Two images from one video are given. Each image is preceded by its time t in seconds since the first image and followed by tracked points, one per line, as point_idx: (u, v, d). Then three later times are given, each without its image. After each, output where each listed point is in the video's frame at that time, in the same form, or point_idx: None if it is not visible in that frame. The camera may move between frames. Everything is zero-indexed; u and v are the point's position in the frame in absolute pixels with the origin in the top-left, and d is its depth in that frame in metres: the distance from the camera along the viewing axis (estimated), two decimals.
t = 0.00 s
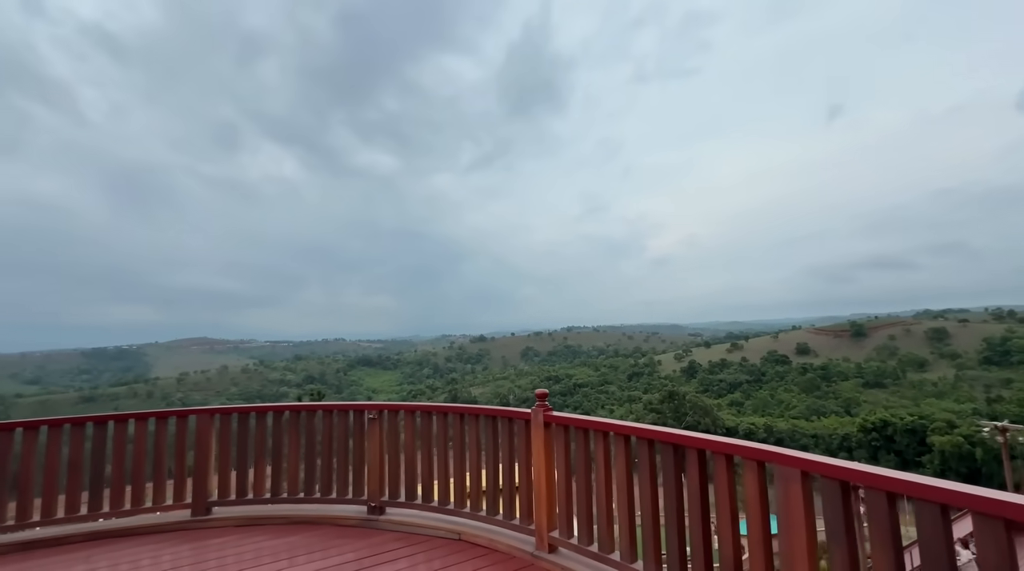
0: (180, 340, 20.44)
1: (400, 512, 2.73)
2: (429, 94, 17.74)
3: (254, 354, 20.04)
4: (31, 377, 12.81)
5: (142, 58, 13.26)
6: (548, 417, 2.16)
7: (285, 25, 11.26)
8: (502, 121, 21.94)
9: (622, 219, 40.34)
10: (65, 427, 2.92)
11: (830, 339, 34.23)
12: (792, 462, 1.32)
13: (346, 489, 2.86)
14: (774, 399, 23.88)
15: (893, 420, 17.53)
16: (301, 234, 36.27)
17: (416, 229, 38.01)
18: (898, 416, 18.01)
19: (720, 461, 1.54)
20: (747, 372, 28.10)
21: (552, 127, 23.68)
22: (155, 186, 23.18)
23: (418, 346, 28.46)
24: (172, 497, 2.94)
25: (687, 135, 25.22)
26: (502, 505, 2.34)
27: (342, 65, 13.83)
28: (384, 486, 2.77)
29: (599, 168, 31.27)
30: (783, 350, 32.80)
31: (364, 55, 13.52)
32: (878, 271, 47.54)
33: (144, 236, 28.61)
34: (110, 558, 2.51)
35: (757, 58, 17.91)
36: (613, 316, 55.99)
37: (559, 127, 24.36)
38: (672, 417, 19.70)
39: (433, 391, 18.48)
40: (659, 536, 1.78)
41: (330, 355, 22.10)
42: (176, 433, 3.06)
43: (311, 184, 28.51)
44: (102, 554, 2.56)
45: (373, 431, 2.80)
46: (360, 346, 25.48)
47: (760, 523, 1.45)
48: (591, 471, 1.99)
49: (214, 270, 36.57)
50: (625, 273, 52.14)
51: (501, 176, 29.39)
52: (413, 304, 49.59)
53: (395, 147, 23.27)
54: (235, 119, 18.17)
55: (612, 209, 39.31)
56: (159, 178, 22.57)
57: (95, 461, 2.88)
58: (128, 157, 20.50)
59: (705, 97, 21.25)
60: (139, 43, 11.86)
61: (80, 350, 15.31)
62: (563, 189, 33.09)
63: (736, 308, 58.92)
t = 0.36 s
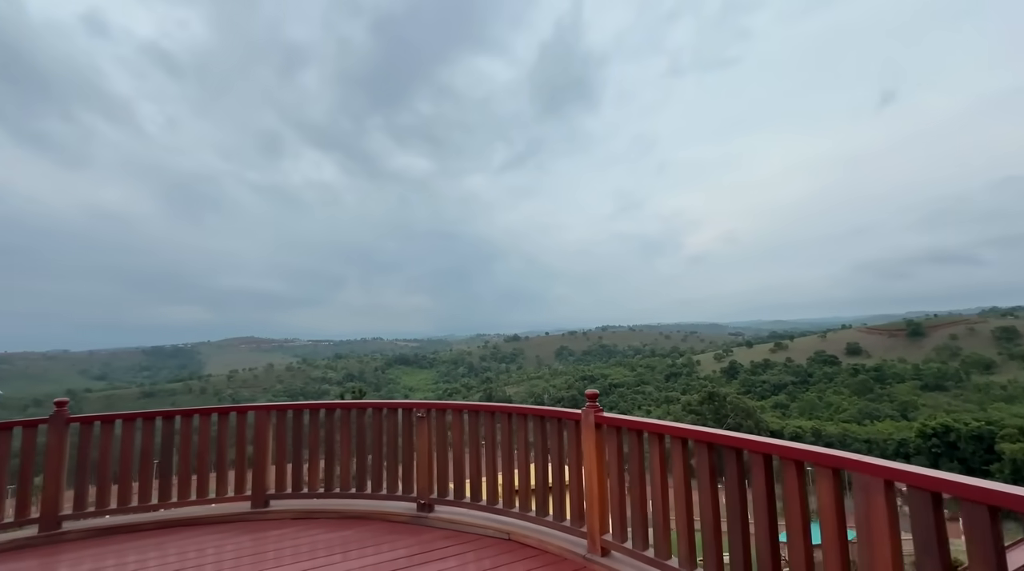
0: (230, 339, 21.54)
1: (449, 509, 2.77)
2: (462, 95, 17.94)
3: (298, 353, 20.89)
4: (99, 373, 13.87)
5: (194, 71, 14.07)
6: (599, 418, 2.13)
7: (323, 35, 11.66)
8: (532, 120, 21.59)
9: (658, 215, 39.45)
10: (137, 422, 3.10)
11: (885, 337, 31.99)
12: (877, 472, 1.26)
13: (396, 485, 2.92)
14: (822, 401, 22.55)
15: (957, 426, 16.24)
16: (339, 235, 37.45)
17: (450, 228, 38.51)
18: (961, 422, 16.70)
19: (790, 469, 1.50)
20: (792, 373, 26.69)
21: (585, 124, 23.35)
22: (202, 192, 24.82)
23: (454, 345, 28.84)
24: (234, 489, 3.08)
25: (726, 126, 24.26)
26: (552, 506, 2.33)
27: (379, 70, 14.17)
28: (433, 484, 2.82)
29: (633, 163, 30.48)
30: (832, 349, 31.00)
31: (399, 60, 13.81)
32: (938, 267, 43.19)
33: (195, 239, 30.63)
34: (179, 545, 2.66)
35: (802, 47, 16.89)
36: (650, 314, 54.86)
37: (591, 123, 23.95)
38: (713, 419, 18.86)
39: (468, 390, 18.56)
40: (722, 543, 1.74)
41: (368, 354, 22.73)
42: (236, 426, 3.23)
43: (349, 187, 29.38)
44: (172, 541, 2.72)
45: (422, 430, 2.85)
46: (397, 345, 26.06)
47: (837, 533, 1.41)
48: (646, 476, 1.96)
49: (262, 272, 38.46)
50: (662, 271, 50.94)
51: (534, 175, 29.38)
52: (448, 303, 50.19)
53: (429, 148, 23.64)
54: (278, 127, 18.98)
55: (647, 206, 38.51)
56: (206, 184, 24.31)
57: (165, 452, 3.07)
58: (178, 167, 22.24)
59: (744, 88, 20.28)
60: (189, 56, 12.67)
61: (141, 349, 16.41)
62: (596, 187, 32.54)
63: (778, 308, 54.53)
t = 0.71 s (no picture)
0: (281, 339, 22.59)
1: (504, 510, 2.78)
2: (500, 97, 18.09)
3: (344, 353, 21.64)
4: (166, 372, 14.96)
5: (248, 85, 14.90)
6: (660, 421, 2.09)
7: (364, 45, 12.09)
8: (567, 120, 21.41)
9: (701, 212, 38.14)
10: (209, 417, 3.28)
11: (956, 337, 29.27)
12: (985, 487, 1.17)
13: (451, 484, 2.97)
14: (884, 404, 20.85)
15: None
16: (382, 239, 38.52)
17: (487, 228, 38.95)
18: None
19: (880, 478, 1.43)
20: (850, 375, 24.81)
21: (624, 120, 22.77)
22: (256, 201, 26.19)
23: (493, 346, 29.03)
24: (297, 483, 3.22)
25: (774, 118, 23.03)
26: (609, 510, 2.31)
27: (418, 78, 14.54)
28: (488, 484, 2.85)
29: (673, 158, 29.50)
30: (895, 350, 28.68)
31: (439, 66, 14.05)
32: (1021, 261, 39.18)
33: (250, 245, 32.37)
34: (245, 535, 2.80)
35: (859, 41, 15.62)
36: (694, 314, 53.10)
37: (631, 120, 23.42)
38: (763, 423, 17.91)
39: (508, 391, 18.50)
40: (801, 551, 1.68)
41: (411, 354, 23.24)
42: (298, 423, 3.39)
43: (391, 192, 30.21)
44: (243, 531, 2.87)
45: (476, 431, 2.87)
46: (438, 345, 26.50)
47: (937, 547, 1.32)
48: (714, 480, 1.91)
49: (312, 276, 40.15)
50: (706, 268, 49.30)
51: (572, 174, 29.17)
52: (487, 303, 50.59)
53: (467, 150, 23.97)
54: (324, 136, 19.81)
55: (690, 202, 37.23)
56: (259, 194, 25.62)
57: (234, 446, 3.24)
58: (234, 175, 23.67)
59: (793, 82, 19.06)
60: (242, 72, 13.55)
61: (202, 349, 17.48)
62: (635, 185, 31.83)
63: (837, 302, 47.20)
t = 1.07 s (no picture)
0: (331, 339, 23.51)
1: (559, 510, 2.78)
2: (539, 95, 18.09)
3: (389, 353, 22.25)
4: (228, 370, 15.98)
5: (299, 97, 15.71)
6: (727, 423, 2.05)
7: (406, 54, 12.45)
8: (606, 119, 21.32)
9: (750, 205, 36.69)
10: (276, 413, 3.47)
11: None
12: None
13: (506, 484, 2.99)
14: (962, 410, 17.34)
15: None
16: (425, 241, 39.41)
17: (527, 227, 39.12)
18: None
19: (985, 491, 1.32)
20: (921, 378, 21.24)
21: (666, 113, 22.16)
22: (307, 207, 27.42)
23: (535, 345, 29.03)
24: (359, 478, 3.35)
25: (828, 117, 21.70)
26: (673, 514, 2.27)
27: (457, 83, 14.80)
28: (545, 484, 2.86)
29: (718, 151, 28.49)
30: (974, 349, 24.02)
31: (478, 70, 14.23)
32: None
33: (302, 249, 33.96)
34: (310, 527, 2.94)
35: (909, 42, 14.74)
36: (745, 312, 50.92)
37: (674, 113, 22.75)
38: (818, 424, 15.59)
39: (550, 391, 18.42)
40: (889, 563, 1.59)
41: (453, 354, 23.60)
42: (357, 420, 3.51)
43: (433, 195, 30.87)
44: (310, 522, 3.01)
45: (532, 430, 2.90)
46: (480, 345, 26.74)
47: None
48: (789, 485, 1.85)
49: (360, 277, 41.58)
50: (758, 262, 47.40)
51: (613, 171, 28.70)
52: (529, 303, 50.59)
53: (506, 151, 24.11)
54: (369, 143, 20.50)
55: (737, 195, 35.86)
56: (311, 201, 26.91)
57: (300, 441, 3.41)
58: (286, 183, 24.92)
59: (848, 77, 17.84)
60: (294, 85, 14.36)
61: (260, 348, 18.53)
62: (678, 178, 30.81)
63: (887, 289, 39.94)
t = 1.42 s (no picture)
0: (383, 337, 24.31)
1: (621, 511, 2.76)
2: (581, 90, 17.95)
3: (437, 351, 22.71)
4: (288, 366, 16.93)
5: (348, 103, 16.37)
6: (804, 426, 1.96)
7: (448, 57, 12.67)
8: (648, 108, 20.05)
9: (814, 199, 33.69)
10: (342, 408, 3.62)
11: None
12: None
13: (565, 482, 2.99)
14: None
15: None
16: (471, 241, 39.89)
17: (572, 224, 38.84)
18: None
19: None
20: None
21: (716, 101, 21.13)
22: (358, 211, 28.49)
23: (581, 344, 28.71)
24: (420, 472, 3.45)
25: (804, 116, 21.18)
26: (745, 518, 2.20)
27: (499, 84, 14.92)
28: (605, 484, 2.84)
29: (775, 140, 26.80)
30: None
31: (520, 69, 14.21)
32: None
33: (355, 251, 35.37)
34: (376, 517, 3.07)
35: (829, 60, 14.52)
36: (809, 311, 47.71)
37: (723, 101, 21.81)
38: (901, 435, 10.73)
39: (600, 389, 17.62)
40: None
41: (499, 352, 23.76)
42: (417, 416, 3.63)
43: (478, 195, 31.17)
44: (375, 513, 3.13)
45: (591, 429, 2.88)
46: (525, 343, 26.75)
47: None
48: (877, 495, 1.74)
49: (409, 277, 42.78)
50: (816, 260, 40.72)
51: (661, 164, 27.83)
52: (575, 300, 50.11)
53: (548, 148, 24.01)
54: (415, 145, 20.97)
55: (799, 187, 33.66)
56: (362, 204, 27.93)
57: (364, 434, 3.55)
58: (339, 187, 26.04)
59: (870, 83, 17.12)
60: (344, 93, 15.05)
61: (317, 347, 19.52)
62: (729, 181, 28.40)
63: (971, 298, 26.92)
